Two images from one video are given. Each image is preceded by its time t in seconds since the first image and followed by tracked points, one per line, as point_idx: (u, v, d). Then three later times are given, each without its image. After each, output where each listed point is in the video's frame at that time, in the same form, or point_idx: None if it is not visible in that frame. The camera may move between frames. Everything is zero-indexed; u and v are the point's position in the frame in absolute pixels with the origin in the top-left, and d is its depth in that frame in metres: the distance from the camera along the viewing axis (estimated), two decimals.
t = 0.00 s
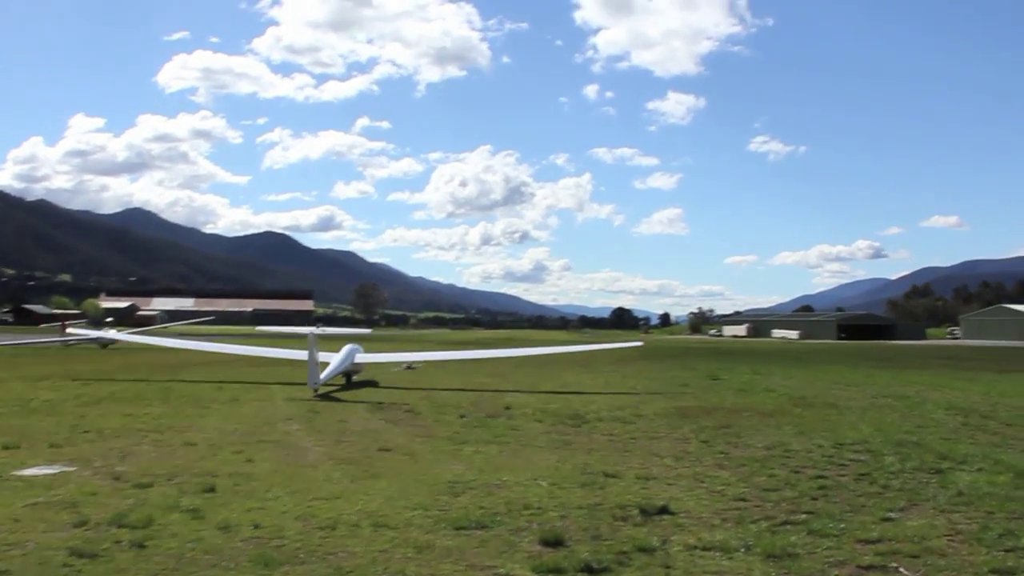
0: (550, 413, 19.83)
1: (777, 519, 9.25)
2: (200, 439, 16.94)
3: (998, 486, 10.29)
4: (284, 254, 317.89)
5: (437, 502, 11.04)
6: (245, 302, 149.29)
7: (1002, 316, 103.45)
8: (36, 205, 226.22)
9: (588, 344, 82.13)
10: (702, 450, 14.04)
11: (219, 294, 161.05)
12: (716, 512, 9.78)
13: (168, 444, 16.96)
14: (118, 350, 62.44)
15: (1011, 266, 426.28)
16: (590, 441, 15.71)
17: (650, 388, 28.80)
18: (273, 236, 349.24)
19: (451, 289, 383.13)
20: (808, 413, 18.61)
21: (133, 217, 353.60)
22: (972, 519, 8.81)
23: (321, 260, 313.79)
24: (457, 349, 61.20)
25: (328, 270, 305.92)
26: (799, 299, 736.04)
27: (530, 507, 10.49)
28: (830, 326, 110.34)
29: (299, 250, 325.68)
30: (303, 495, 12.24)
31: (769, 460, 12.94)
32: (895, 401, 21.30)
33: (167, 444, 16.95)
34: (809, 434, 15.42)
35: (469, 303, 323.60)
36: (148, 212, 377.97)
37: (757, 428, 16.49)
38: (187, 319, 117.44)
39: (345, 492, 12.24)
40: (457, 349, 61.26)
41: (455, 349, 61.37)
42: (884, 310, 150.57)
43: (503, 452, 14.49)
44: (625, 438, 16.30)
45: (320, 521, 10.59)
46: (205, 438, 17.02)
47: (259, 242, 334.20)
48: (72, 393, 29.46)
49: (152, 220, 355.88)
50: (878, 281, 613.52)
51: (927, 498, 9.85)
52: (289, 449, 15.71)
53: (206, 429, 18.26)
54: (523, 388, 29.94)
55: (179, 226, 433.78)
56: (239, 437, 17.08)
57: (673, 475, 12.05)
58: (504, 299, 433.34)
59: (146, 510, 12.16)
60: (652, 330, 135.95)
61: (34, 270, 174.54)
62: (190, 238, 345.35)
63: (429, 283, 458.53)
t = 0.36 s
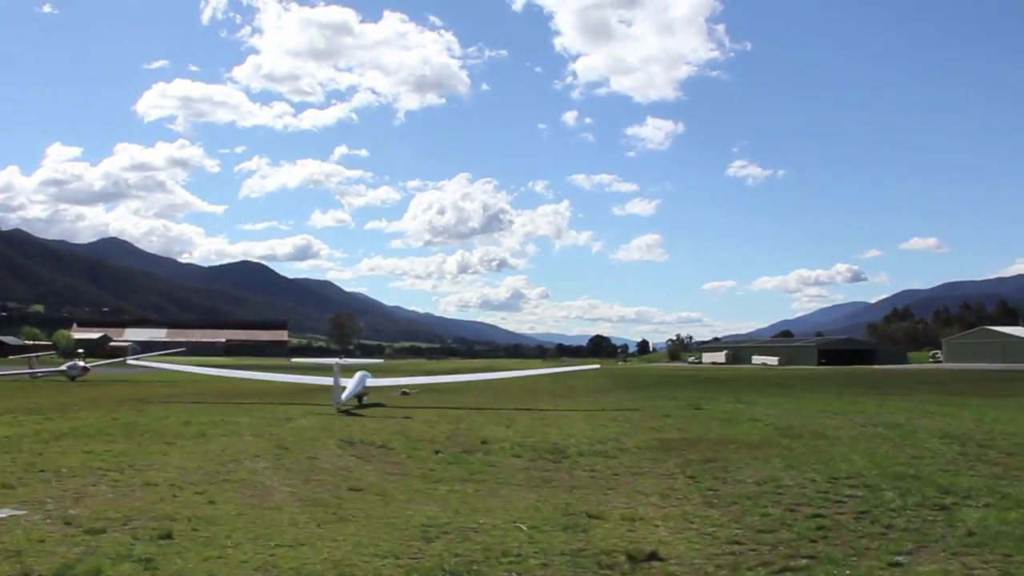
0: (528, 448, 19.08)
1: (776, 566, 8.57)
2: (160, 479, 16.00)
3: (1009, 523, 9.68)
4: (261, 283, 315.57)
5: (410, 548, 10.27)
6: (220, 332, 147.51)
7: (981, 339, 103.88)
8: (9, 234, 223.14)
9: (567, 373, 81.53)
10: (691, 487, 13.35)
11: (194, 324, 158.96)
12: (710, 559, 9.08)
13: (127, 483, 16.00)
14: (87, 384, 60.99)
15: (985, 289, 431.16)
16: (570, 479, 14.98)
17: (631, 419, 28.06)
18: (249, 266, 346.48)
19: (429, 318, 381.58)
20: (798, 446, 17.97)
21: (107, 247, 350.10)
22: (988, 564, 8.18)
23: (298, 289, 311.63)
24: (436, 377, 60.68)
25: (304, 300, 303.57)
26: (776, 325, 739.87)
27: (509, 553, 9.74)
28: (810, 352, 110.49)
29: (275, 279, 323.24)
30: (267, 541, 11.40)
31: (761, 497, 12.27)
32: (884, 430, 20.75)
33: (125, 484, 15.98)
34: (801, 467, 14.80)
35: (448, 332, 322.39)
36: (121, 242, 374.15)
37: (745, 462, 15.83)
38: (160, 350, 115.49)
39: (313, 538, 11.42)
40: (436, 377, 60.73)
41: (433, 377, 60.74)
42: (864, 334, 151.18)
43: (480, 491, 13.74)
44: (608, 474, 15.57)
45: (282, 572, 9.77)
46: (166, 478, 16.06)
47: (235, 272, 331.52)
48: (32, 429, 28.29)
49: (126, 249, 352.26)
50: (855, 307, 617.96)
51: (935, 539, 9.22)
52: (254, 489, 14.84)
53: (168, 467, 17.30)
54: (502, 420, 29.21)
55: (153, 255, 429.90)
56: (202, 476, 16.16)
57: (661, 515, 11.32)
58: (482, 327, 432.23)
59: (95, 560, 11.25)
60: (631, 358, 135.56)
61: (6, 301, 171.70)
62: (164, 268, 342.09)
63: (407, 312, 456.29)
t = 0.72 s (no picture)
0: (516, 469, 18.55)
1: None
2: (134, 506, 15.24)
3: None
4: (249, 304, 314.22)
5: None
6: (207, 354, 146.34)
7: (971, 352, 104.14)
8: None
9: (555, 391, 80.98)
10: (685, 510, 12.84)
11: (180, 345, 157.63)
12: None
13: (97, 510, 15.25)
14: (70, 408, 59.96)
15: (972, 303, 432.74)
16: (560, 501, 14.43)
17: (620, 438, 27.58)
18: (236, 286, 344.66)
19: (417, 338, 380.50)
20: (793, 463, 17.53)
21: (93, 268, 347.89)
22: None
23: (285, 309, 309.99)
24: (423, 389, 60.14)
25: (292, 320, 302.31)
26: (765, 340, 740.90)
27: None
28: (799, 367, 110.35)
29: (263, 300, 321.65)
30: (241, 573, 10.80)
31: (760, 519, 11.77)
32: (881, 446, 20.32)
33: (96, 510, 15.22)
34: (799, 487, 14.32)
35: (436, 351, 321.43)
36: (107, 263, 371.99)
37: (741, 481, 15.32)
38: (146, 372, 114.28)
39: (290, 569, 10.84)
40: (423, 389, 60.20)
41: (420, 390, 60.22)
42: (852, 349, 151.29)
43: (467, 516, 13.18)
44: (599, 496, 15.04)
45: None
46: (140, 505, 15.38)
47: (221, 293, 329.62)
48: (7, 454, 27.49)
49: (112, 270, 349.98)
50: (842, 321, 619.87)
51: (948, 566, 8.80)
52: (232, 516, 14.23)
53: (142, 493, 16.64)
54: (490, 440, 28.65)
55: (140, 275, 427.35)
56: (178, 502, 15.50)
57: (655, 540, 10.80)
58: (471, 346, 431.25)
59: None
60: (619, 376, 135.23)
61: None
62: (151, 288, 340.02)
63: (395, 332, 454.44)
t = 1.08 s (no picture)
0: (513, 479, 18.19)
1: None
2: (120, 522, 14.83)
3: None
4: (243, 314, 313.18)
5: None
6: (201, 364, 145.58)
7: (966, 359, 104.05)
8: None
9: (550, 400, 80.62)
10: (687, 521, 12.50)
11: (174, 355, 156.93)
12: None
13: (83, 525, 14.85)
14: (62, 420, 59.34)
15: (966, 310, 433.34)
16: (558, 513, 14.07)
17: (618, 447, 27.24)
18: (230, 296, 343.77)
19: (412, 348, 379.52)
20: (795, 472, 17.23)
21: (86, 279, 346.55)
22: None
23: (280, 319, 309.10)
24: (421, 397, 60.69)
25: (287, 329, 301.42)
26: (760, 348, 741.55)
27: None
28: (795, 375, 110.07)
29: (258, 310, 320.90)
30: None
31: (763, 531, 11.46)
32: (883, 455, 20.04)
33: (81, 526, 14.82)
34: (803, 496, 14.00)
35: (431, 361, 320.60)
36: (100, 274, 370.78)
37: (742, 491, 15.01)
38: (139, 383, 113.56)
39: None
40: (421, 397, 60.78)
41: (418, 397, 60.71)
42: (848, 357, 151.09)
43: (463, 530, 12.83)
44: (598, 507, 14.68)
45: None
46: (127, 520, 14.99)
47: (216, 303, 328.67)
48: None
49: (106, 281, 348.98)
50: (837, 329, 620.87)
51: None
52: (221, 531, 13.86)
53: (130, 508, 16.27)
54: (486, 449, 28.33)
55: (135, 285, 426.08)
56: (166, 517, 15.12)
57: (656, 553, 10.49)
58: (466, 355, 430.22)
59: None
60: (614, 384, 134.91)
61: None
62: (145, 298, 338.95)
63: (390, 341, 453.17)
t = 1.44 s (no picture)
0: (513, 491, 17.76)
1: None
2: (109, 536, 14.40)
3: None
4: (242, 321, 312.56)
5: None
6: (200, 372, 145.02)
7: (966, 366, 103.70)
8: None
9: (550, 407, 80.21)
10: (693, 535, 12.12)
11: (173, 363, 156.35)
12: None
13: (71, 540, 14.42)
14: (59, 429, 58.89)
15: (965, 317, 433.00)
16: (561, 527, 13.64)
17: (619, 456, 26.80)
18: (228, 304, 342.91)
19: (411, 356, 378.74)
20: (801, 484, 16.82)
21: (85, 287, 345.96)
22: None
23: (279, 327, 308.35)
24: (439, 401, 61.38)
25: (285, 337, 300.79)
26: (759, 356, 740.53)
27: None
28: (794, 383, 109.66)
29: (256, 318, 320.14)
30: None
31: (773, 547, 11.07)
32: (890, 464, 19.68)
33: (69, 541, 14.39)
34: (811, 509, 13.58)
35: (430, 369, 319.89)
36: (100, 282, 369.70)
37: (748, 504, 14.60)
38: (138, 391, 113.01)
39: None
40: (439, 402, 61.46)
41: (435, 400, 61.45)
42: (846, 364, 150.78)
43: (461, 544, 12.44)
44: (601, 520, 14.26)
45: None
46: (117, 535, 14.60)
47: (214, 312, 328.03)
48: None
49: (106, 289, 348.13)
50: (836, 336, 620.36)
51: None
52: (212, 546, 13.43)
53: (120, 521, 15.85)
54: (485, 459, 27.91)
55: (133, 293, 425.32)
56: (157, 531, 14.70)
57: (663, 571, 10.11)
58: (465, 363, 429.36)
59: None
60: (613, 392, 134.40)
61: None
62: (144, 307, 338.36)
63: (389, 349, 452.07)
